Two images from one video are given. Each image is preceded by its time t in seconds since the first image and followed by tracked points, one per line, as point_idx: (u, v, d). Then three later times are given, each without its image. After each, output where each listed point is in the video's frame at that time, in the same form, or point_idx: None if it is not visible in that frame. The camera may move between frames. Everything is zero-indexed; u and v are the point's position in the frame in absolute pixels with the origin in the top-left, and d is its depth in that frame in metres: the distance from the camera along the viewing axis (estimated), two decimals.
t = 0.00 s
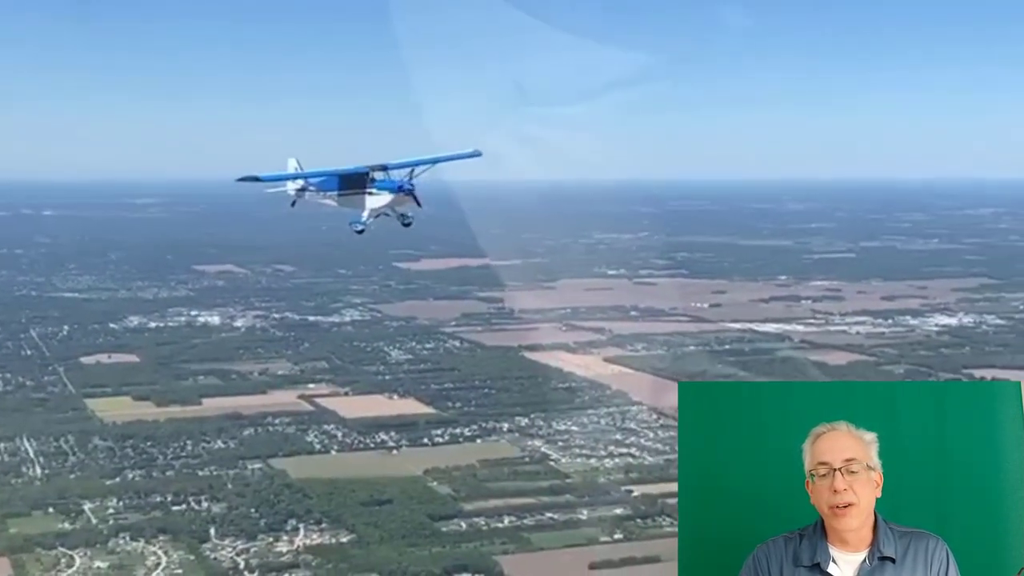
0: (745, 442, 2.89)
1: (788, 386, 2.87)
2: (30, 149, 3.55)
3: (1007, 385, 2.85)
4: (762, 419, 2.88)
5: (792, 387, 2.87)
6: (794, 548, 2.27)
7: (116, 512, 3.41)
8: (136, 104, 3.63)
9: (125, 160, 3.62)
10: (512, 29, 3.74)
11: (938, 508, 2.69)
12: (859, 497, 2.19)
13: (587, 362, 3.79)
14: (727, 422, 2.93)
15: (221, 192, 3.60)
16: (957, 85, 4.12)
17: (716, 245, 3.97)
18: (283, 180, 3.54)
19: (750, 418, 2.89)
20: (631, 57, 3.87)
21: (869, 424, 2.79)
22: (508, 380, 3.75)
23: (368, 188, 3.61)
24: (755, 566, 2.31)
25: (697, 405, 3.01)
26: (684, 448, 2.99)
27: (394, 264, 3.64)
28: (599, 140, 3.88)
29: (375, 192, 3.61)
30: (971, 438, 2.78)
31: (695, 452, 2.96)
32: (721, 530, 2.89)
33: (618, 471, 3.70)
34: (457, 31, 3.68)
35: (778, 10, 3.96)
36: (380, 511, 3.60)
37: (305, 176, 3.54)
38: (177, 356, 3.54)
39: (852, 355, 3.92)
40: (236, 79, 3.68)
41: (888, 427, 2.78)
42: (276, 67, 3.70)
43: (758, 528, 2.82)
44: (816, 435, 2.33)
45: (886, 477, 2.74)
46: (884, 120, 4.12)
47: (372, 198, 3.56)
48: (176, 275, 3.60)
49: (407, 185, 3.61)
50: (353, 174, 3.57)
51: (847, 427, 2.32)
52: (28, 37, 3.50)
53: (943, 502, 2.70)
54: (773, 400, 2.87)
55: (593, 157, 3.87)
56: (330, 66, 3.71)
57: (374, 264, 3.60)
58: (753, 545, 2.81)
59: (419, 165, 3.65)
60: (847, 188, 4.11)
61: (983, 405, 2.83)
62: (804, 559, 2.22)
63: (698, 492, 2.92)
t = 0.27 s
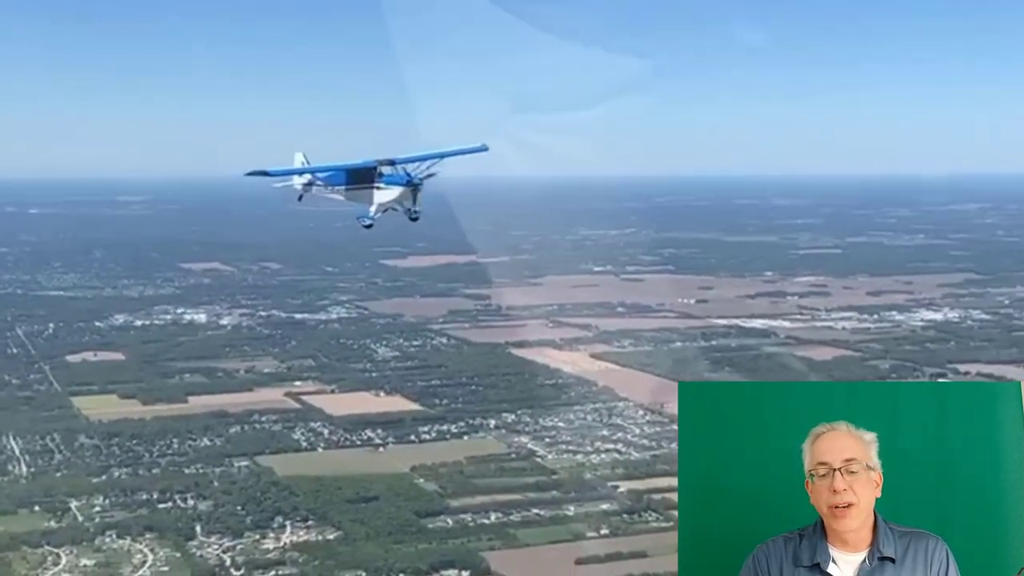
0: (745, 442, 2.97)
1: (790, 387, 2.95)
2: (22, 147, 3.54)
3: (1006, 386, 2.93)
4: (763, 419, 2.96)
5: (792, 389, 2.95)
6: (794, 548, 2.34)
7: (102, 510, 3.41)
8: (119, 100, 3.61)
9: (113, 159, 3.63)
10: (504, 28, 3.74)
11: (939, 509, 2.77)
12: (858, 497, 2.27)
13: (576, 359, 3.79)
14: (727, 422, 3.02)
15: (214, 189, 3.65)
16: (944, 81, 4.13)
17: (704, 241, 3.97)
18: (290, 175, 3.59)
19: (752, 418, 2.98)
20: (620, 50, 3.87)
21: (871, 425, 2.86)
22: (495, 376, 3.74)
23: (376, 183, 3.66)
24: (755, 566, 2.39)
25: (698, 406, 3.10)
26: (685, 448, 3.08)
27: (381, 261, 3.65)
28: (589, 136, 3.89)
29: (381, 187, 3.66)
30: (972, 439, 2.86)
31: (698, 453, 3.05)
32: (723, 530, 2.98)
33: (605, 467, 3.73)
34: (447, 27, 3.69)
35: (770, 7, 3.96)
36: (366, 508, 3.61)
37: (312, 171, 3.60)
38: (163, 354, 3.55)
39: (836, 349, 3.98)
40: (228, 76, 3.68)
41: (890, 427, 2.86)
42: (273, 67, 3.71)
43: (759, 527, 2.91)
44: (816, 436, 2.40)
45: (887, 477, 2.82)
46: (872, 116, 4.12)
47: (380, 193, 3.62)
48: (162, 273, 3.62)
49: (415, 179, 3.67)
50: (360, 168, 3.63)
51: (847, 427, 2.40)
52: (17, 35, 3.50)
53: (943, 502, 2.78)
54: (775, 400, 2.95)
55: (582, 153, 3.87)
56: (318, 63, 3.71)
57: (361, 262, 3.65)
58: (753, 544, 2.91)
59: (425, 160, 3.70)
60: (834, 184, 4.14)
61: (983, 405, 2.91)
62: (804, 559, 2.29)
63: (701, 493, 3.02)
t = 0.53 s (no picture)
0: (743, 440, 2.92)
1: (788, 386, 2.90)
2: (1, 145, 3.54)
3: (1007, 385, 2.87)
4: (762, 419, 2.91)
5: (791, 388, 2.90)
6: (794, 548, 2.31)
7: (87, 508, 3.41)
8: (115, 100, 3.65)
9: (102, 158, 3.65)
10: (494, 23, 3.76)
11: (938, 509, 2.73)
12: (858, 497, 2.24)
13: (561, 355, 3.79)
14: (727, 422, 2.96)
15: (204, 187, 3.66)
16: (932, 77, 4.16)
17: (691, 239, 3.96)
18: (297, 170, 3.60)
19: (750, 418, 2.92)
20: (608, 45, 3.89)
21: (870, 425, 2.82)
22: (481, 373, 3.76)
23: (384, 178, 3.65)
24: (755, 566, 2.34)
25: (697, 405, 3.02)
26: (684, 448, 3.00)
27: (367, 257, 3.65)
28: (577, 132, 3.89)
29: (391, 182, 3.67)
30: (972, 438, 2.81)
31: (696, 452, 2.98)
32: (721, 530, 2.91)
33: (590, 463, 3.72)
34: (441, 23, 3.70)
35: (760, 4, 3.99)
36: (351, 505, 3.59)
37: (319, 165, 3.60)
38: (148, 351, 3.55)
39: (822, 344, 3.99)
40: (220, 74, 3.70)
41: (889, 427, 2.81)
42: (264, 65, 3.72)
43: (758, 528, 2.85)
44: (816, 435, 2.37)
45: (886, 477, 2.78)
46: (861, 112, 4.16)
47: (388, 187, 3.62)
48: (147, 271, 3.62)
49: (423, 175, 3.68)
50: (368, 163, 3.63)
51: (847, 426, 2.36)
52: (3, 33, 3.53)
53: (943, 502, 2.74)
54: (774, 400, 2.90)
55: (571, 149, 3.87)
56: (308, 61, 3.73)
57: (346, 258, 3.67)
58: (753, 545, 2.85)
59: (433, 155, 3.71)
60: (824, 181, 4.13)
61: (983, 404, 2.85)
62: (804, 559, 2.26)
63: (700, 492, 2.94)
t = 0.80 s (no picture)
0: (743, 442, 2.90)
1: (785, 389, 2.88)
2: None
3: (1007, 386, 2.83)
4: (762, 419, 2.88)
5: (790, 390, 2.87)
6: (794, 548, 2.26)
7: (72, 505, 3.40)
8: (105, 99, 3.66)
9: (88, 156, 3.66)
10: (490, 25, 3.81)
11: (938, 509, 2.69)
12: (857, 497, 2.18)
13: (547, 352, 3.81)
14: (727, 422, 2.95)
15: (197, 185, 3.70)
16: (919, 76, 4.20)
17: (677, 236, 3.99)
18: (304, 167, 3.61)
19: (750, 418, 2.90)
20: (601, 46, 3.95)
21: (870, 425, 2.79)
22: (467, 370, 3.78)
23: (392, 176, 3.68)
24: (755, 566, 2.30)
25: (697, 405, 3.02)
26: (684, 447, 3.00)
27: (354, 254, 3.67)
28: (568, 129, 3.92)
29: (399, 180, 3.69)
30: (972, 439, 2.77)
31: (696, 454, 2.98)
32: (720, 531, 2.90)
33: (576, 459, 3.73)
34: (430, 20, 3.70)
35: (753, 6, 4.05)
36: (337, 502, 3.59)
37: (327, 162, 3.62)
38: (134, 349, 3.56)
39: (807, 341, 4.03)
40: (211, 72, 3.71)
41: (889, 427, 2.78)
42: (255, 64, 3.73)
43: (758, 528, 2.82)
44: (815, 435, 2.32)
45: (886, 477, 2.74)
46: (851, 109, 4.18)
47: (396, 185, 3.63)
48: (133, 268, 3.63)
49: (432, 172, 3.69)
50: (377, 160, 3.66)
51: (847, 426, 2.31)
52: None
53: (943, 502, 2.70)
54: (773, 400, 2.88)
55: (559, 147, 3.89)
56: (298, 59, 3.74)
57: (332, 256, 3.68)
58: (752, 545, 2.82)
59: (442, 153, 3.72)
60: (811, 178, 4.14)
61: (983, 404, 2.82)
62: (804, 560, 2.21)
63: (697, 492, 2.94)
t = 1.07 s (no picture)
0: (749, 442, 3.03)
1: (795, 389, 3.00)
2: None
3: (1008, 387, 2.94)
4: (765, 421, 3.02)
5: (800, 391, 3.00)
6: (794, 548, 2.36)
7: (55, 504, 3.41)
8: (92, 96, 3.65)
9: (74, 155, 3.65)
10: (481, 28, 3.84)
11: (938, 509, 2.84)
12: (856, 497, 2.26)
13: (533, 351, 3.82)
14: (728, 424, 3.09)
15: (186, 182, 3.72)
16: (909, 73, 4.20)
17: (662, 235, 4.00)
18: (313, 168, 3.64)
19: (752, 420, 3.04)
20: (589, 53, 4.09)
21: (870, 426, 2.92)
22: (453, 368, 3.78)
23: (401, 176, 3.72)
24: (756, 566, 2.40)
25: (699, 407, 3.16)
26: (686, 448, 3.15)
27: (342, 252, 3.69)
28: (556, 129, 3.94)
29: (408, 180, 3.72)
30: (972, 439, 2.90)
31: (699, 452, 3.12)
32: (724, 527, 3.05)
33: (560, 458, 3.76)
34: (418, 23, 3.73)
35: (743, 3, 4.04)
36: (321, 500, 3.60)
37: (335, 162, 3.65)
38: (118, 348, 3.54)
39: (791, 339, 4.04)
40: (200, 69, 3.70)
41: (889, 429, 2.92)
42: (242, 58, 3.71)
43: (759, 526, 2.98)
44: (816, 435, 2.41)
45: (886, 477, 2.89)
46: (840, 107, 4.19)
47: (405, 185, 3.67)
48: (116, 266, 3.60)
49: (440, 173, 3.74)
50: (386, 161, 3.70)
51: (847, 426, 2.39)
52: None
53: (942, 502, 2.85)
54: (776, 402, 3.01)
55: (545, 146, 3.90)
56: (290, 55, 3.71)
57: (317, 255, 3.70)
58: (753, 543, 2.98)
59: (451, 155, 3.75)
60: (797, 176, 4.18)
61: (982, 405, 2.94)
62: (804, 560, 2.31)
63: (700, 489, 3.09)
